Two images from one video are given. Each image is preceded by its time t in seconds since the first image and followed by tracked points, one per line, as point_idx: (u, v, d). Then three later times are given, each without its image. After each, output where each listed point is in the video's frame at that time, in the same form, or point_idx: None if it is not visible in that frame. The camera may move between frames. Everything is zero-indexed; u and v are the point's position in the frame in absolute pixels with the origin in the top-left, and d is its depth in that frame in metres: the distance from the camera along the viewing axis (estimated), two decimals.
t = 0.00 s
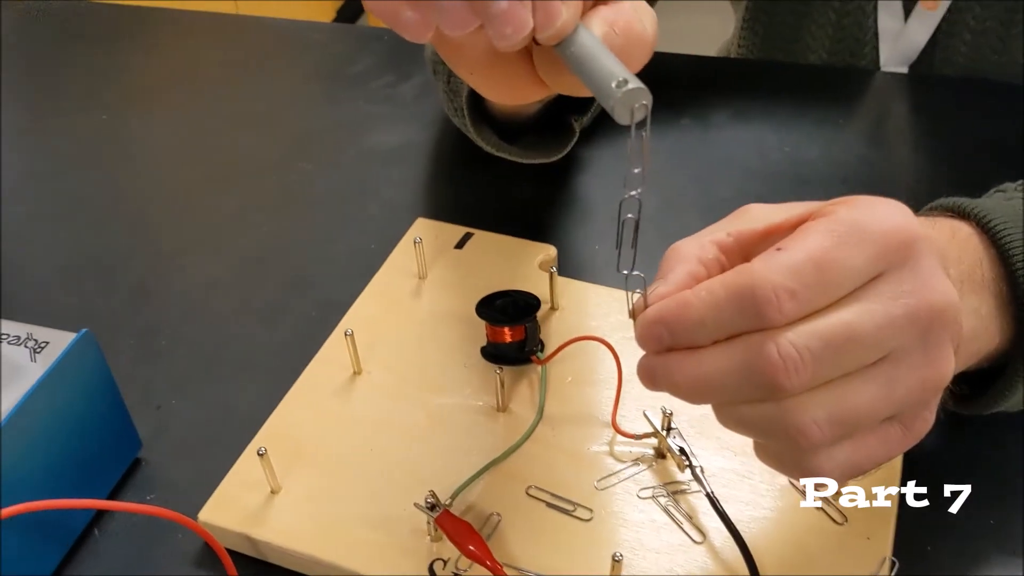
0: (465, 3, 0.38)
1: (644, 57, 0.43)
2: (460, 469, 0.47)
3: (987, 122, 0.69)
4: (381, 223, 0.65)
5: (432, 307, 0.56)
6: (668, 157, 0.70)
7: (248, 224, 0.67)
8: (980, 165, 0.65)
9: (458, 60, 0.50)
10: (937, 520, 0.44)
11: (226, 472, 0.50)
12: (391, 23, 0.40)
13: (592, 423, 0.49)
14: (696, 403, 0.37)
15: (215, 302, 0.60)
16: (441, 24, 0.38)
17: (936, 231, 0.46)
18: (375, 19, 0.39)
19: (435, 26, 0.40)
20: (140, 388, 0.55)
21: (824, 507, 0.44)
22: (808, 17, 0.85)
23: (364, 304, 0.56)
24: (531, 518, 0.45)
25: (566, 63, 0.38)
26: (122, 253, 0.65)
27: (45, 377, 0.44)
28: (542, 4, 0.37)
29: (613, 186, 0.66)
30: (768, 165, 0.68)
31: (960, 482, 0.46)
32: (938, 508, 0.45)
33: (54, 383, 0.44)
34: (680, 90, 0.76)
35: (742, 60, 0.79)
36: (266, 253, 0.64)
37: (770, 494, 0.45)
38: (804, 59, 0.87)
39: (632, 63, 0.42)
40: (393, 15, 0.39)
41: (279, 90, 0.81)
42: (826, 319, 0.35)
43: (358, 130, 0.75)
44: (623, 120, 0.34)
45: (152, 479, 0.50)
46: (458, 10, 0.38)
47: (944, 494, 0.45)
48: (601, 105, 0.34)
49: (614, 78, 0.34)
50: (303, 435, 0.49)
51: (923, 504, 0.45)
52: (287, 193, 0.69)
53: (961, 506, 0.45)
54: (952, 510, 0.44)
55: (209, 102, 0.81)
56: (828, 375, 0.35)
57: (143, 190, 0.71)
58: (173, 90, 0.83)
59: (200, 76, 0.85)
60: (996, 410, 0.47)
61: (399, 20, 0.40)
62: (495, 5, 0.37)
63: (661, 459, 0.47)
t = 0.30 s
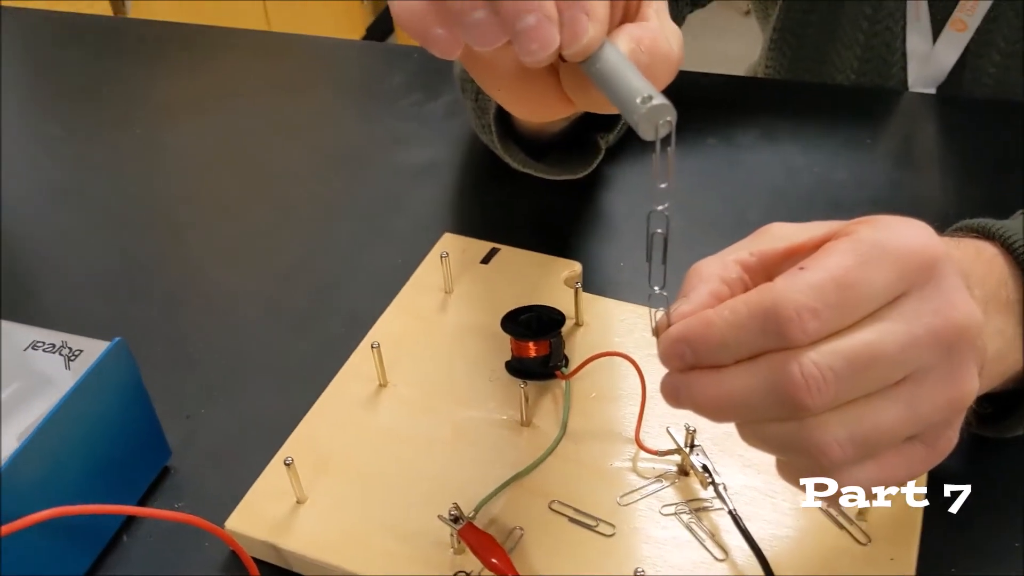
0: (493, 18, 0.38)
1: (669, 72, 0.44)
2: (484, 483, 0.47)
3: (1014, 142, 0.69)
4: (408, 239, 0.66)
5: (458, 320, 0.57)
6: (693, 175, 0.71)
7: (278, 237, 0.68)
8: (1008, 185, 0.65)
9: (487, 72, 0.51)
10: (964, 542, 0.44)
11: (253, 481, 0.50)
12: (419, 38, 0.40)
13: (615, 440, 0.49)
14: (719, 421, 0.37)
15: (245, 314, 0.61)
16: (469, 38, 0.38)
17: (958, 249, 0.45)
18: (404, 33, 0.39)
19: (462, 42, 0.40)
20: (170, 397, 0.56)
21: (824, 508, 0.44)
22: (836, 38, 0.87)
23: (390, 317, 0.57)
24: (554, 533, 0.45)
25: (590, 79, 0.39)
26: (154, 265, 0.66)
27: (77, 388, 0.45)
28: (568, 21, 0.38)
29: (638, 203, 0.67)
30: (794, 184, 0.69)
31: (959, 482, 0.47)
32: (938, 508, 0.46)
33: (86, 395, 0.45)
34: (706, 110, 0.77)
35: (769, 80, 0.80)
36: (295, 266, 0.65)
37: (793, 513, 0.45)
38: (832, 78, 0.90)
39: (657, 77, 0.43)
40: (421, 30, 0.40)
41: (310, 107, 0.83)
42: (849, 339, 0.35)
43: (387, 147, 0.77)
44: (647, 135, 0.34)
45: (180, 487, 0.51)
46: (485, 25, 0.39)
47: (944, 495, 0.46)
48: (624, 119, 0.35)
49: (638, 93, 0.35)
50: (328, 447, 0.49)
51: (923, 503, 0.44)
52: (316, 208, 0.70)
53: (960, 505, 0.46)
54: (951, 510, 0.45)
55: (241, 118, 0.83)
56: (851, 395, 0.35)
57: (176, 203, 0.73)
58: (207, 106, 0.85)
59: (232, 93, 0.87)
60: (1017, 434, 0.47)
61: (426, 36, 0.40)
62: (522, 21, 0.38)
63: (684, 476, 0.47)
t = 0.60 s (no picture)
0: (507, 62, 0.43)
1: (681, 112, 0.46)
2: (497, 510, 0.48)
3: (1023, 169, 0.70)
4: (423, 264, 0.68)
5: (471, 345, 0.58)
6: (704, 201, 0.72)
7: (294, 261, 0.69)
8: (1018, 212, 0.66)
9: (500, 108, 0.52)
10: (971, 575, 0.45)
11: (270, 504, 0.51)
12: (436, 78, 0.45)
13: (627, 467, 0.49)
14: (728, 457, 0.38)
15: (262, 336, 0.62)
16: (484, 79, 0.43)
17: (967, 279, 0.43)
18: (423, 74, 0.45)
19: (478, 84, 0.45)
20: (189, 420, 0.57)
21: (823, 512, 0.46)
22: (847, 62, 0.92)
23: (405, 341, 0.58)
24: (566, 560, 0.45)
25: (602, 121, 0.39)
26: (173, 286, 0.68)
27: (99, 412, 0.46)
28: (580, 65, 0.40)
29: (649, 232, 0.68)
30: (803, 211, 0.70)
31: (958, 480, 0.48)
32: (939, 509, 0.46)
33: (107, 419, 0.46)
34: (717, 136, 0.78)
35: (779, 105, 0.81)
36: (314, 289, 0.66)
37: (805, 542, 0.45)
38: (842, 102, 0.92)
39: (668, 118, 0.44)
40: (440, 70, 0.45)
41: (326, 130, 0.84)
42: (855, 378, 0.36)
43: (402, 172, 0.78)
44: (657, 178, 0.34)
45: (198, 510, 0.52)
46: (499, 68, 0.43)
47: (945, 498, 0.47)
48: (636, 163, 0.35)
49: (649, 138, 0.35)
50: (343, 471, 0.50)
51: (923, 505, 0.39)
52: (335, 231, 0.72)
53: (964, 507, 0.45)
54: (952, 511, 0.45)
55: (258, 140, 0.84)
56: (859, 433, 0.36)
57: (194, 223, 0.74)
58: (224, 127, 0.86)
59: (249, 114, 0.88)
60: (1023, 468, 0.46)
61: (444, 76, 0.45)
62: (536, 65, 0.41)
63: (695, 504, 0.47)
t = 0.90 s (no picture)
0: (512, 59, 0.42)
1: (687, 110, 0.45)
2: (503, 508, 0.47)
3: None
4: (428, 263, 0.68)
5: (476, 343, 0.57)
6: (709, 199, 0.72)
7: (298, 260, 0.69)
8: None
9: (505, 108, 0.52)
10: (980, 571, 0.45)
11: (275, 502, 0.51)
12: (441, 75, 0.44)
13: (632, 466, 0.49)
14: (736, 452, 0.38)
15: (267, 335, 0.62)
16: (488, 77, 0.43)
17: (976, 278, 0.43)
18: (427, 71, 0.44)
19: (483, 82, 0.44)
20: (193, 419, 0.57)
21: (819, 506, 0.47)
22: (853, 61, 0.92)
23: (410, 340, 0.58)
24: (572, 558, 0.45)
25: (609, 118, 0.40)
26: (176, 284, 0.67)
27: (104, 410, 0.46)
28: (587, 63, 0.40)
29: (655, 232, 0.68)
30: (809, 210, 0.70)
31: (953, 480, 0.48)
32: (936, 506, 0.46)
33: (112, 417, 0.46)
34: (721, 134, 0.78)
35: (785, 102, 0.81)
36: (319, 287, 0.66)
37: (812, 541, 0.45)
38: (847, 100, 0.94)
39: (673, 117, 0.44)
40: (444, 68, 0.44)
41: (330, 128, 0.84)
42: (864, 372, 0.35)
43: (406, 170, 0.78)
44: (663, 175, 0.34)
45: (203, 509, 0.51)
46: (504, 66, 0.43)
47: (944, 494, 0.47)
48: (642, 160, 0.35)
49: (656, 135, 0.35)
50: (348, 470, 0.50)
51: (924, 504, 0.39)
52: (339, 229, 0.72)
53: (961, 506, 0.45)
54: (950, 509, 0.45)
55: (262, 138, 0.84)
56: (868, 428, 0.36)
57: (197, 222, 0.74)
58: (228, 125, 0.86)
59: (252, 112, 0.88)
60: None
61: (448, 73, 0.44)
62: (541, 62, 0.41)
63: (702, 503, 0.47)
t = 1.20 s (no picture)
0: (518, 56, 0.42)
1: (693, 108, 0.45)
2: (509, 508, 0.47)
3: None
4: (432, 262, 0.68)
5: (481, 343, 0.57)
6: (714, 199, 0.71)
7: (302, 260, 0.69)
8: None
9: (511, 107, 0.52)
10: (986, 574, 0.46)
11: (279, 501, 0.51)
12: (446, 73, 0.44)
13: (637, 466, 0.49)
14: (738, 458, 0.37)
15: (271, 334, 0.62)
16: (493, 74, 0.43)
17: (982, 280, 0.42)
18: (432, 69, 0.44)
19: (489, 79, 0.44)
20: (197, 418, 0.56)
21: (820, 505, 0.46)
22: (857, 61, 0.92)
23: (414, 339, 0.58)
24: (577, 558, 0.45)
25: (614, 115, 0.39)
26: (179, 283, 0.67)
27: (110, 407, 0.46)
28: (593, 59, 0.40)
29: (660, 231, 0.68)
30: (814, 210, 0.70)
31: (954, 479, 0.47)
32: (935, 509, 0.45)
33: (117, 414, 0.46)
34: (726, 134, 0.78)
35: (790, 102, 0.81)
36: (324, 287, 0.66)
37: (818, 541, 0.45)
38: (852, 101, 0.94)
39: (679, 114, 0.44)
40: (449, 66, 0.44)
41: (333, 128, 0.84)
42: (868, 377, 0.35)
43: (410, 170, 0.78)
44: (670, 172, 0.34)
45: (207, 508, 0.51)
46: (510, 63, 0.43)
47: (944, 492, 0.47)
48: (649, 158, 0.35)
49: (663, 132, 0.35)
50: (352, 470, 0.50)
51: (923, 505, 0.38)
52: (344, 229, 0.72)
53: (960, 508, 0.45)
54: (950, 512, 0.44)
55: (265, 137, 0.84)
56: (871, 432, 0.35)
57: (201, 221, 0.74)
58: (231, 125, 0.86)
59: (256, 111, 0.88)
60: None
61: (453, 70, 0.44)
62: (548, 59, 0.41)
63: (707, 503, 0.47)
